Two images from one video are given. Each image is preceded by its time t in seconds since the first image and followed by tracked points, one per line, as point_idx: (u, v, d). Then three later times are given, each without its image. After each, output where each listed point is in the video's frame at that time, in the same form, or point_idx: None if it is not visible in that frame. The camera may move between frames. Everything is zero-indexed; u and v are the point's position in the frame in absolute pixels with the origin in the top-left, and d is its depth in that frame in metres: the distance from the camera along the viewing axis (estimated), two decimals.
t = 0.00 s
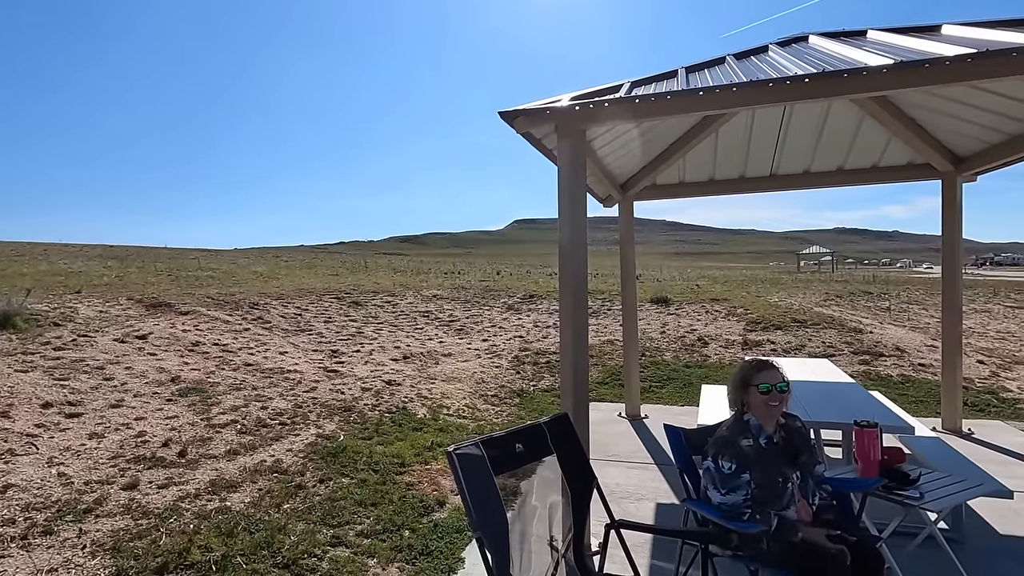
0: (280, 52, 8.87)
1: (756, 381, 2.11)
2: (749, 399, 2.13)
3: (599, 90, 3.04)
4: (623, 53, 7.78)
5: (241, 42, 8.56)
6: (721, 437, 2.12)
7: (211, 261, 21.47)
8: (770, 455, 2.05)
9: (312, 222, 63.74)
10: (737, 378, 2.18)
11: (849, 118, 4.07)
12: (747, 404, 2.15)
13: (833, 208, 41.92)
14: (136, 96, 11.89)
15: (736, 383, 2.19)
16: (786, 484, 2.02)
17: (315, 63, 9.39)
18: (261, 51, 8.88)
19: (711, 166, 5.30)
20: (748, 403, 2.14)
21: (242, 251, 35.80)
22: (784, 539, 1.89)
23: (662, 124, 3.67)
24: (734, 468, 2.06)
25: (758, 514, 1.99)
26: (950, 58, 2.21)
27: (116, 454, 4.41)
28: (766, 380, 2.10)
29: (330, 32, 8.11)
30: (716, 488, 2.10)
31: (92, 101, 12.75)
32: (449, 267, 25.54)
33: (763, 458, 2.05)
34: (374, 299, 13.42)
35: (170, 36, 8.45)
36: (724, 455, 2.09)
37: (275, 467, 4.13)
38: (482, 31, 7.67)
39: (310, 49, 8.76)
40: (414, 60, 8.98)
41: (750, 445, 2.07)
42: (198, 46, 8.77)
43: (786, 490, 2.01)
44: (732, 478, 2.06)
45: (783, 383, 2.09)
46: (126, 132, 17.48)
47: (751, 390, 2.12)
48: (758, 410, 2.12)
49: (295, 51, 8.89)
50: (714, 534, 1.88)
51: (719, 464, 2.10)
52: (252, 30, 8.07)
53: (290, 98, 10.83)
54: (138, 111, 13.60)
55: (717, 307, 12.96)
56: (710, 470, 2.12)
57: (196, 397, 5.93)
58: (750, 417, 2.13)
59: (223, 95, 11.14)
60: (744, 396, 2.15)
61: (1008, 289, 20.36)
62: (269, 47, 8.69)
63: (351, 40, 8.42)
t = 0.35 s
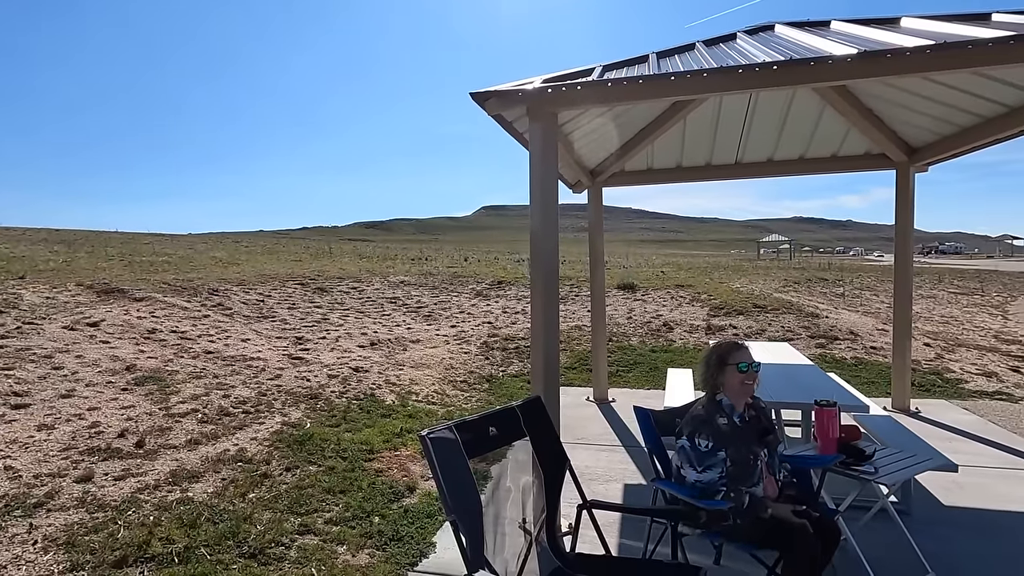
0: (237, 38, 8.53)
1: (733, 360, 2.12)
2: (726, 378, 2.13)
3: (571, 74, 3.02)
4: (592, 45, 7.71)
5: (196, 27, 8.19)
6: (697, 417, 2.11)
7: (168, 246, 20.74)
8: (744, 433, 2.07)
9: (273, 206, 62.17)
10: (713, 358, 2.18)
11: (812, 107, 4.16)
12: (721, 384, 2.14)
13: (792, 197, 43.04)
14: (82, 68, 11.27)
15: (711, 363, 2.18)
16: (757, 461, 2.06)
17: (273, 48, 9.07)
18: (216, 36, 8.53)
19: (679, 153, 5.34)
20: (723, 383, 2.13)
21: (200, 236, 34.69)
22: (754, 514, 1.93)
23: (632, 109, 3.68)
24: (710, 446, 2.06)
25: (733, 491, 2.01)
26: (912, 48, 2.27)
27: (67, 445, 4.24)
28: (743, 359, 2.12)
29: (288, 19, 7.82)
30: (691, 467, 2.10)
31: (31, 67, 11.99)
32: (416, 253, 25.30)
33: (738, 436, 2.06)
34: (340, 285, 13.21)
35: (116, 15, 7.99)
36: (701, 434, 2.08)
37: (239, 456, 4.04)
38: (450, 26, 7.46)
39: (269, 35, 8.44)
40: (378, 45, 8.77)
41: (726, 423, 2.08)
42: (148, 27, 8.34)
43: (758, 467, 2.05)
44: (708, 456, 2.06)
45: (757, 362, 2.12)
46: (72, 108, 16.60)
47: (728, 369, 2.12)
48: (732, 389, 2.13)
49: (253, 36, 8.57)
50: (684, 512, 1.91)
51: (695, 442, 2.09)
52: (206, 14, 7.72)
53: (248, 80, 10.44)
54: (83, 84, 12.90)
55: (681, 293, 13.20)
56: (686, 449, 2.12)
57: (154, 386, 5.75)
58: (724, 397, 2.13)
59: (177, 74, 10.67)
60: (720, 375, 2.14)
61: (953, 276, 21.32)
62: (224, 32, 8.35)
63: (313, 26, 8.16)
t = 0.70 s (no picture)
0: (195, 22, 8.16)
1: (701, 343, 2.15)
2: (692, 360, 2.16)
3: (540, 57, 3.00)
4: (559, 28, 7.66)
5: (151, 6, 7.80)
6: (663, 398, 2.12)
7: (125, 232, 20.03)
8: (706, 417, 2.11)
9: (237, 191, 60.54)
10: (681, 341, 2.21)
11: (776, 96, 4.22)
12: (688, 366, 2.17)
13: (757, 186, 43.85)
14: (26, 43, 10.68)
15: (679, 345, 2.21)
16: (717, 444, 2.11)
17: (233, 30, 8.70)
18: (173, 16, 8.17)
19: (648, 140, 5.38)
20: (690, 365, 2.16)
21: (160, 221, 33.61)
22: (713, 495, 1.95)
23: (599, 94, 3.67)
24: (674, 428, 2.08)
25: (693, 472, 2.05)
26: (870, 38, 2.32)
27: (18, 438, 4.08)
28: (711, 342, 2.16)
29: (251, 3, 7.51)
30: (654, 447, 2.12)
31: None
32: (385, 240, 24.96)
33: (700, 420, 2.10)
34: (307, 272, 12.97)
35: None
36: (666, 416, 2.10)
37: (201, 446, 3.96)
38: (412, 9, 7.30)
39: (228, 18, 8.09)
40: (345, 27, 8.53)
41: (690, 406, 2.10)
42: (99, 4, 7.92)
43: (716, 450, 2.11)
44: (671, 438, 2.08)
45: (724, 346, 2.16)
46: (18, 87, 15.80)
47: (697, 351, 2.15)
48: (698, 371, 2.15)
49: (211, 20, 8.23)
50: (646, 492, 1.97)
51: (660, 423, 2.11)
52: None
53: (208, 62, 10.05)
54: (29, 62, 12.24)
55: (650, 279, 13.35)
56: (650, 430, 2.13)
57: (111, 376, 5.57)
58: (690, 379, 2.15)
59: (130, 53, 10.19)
60: (688, 357, 2.17)
61: (908, 263, 22.10)
62: (180, 14, 7.99)
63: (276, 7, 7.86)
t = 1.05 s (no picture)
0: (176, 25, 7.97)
1: (673, 337, 2.19)
2: (667, 354, 2.19)
3: (519, 52, 3.01)
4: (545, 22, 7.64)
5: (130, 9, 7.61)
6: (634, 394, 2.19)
7: (106, 226, 19.74)
8: (679, 408, 2.16)
9: (221, 183, 59.82)
10: (654, 335, 2.25)
11: (756, 91, 4.27)
12: (662, 359, 2.21)
13: (743, 180, 44.16)
14: None
15: (653, 339, 2.25)
16: (691, 434, 2.16)
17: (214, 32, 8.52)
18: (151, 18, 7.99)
19: (631, 134, 5.40)
20: (664, 358, 2.20)
21: (142, 215, 33.12)
22: (684, 483, 2.03)
23: (582, 89, 3.68)
24: (646, 423, 2.17)
25: (666, 463, 2.11)
26: (841, 35, 2.36)
27: None
28: (683, 335, 2.20)
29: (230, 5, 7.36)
30: (627, 442, 2.21)
31: None
32: (372, 233, 24.84)
33: (673, 412, 2.15)
34: (292, 266, 12.88)
35: None
36: (637, 411, 2.18)
37: (183, 441, 3.94)
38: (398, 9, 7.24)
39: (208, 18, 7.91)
40: (328, 30, 8.39)
41: (661, 400, 2.17)
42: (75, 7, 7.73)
43: (690, 441, 2.15)
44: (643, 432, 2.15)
45: (695, 339, 2.20)
46: None
47: (669, 345, 2.19)
48: (671, 365, 2.20)
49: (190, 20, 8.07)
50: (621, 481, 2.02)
51: (632, 418, 2.19)
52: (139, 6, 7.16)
53: (188, 61, 9.86)
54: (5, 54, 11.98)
55: (636, 273, 13.42)
56: (623, 424, 2.22)
57: (91, 372, 5.52)
58: (663, 372, 2.21)
59: (107, 51, 9.95)
60: (662, 351, 2.20)
61: (889, 256, 22.42)
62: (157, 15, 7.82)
63: (257, 12, 7.70)
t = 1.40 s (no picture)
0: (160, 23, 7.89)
1: (660, 332, 2.19)
2: (652, 349, 2.20)
3: (503, 46, 3.00)
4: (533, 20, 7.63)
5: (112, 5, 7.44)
6: (620, 387, 2.18)
7: (90, 221, 19.50)
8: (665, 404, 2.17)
9: (209, 177, 59.27)
10: (640, 330, 2.24)
11: (742, 87, 4.28)
12: (647, 355, 2.22)
13: (732, 175, 44.35)
14: None
15: (639, 335, 2.25)
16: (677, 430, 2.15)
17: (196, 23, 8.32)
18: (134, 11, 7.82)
19: (619, 129, 5.41)
20: (649, 353, 2.21)
21: (129, 210, 32.74)
22: (668, 478, 2.03)
23: (568, 84, 3.67)
24: (632, 416, 2.14)
25: (650, 456, 2.11)
26: (822, 32, 2.37)
27: None
28: (668, 330, 2.21)
29: None
30: (614, 435, 2.18)
31: None
32: (362, 229, 24.74)
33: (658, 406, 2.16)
34: (280, 261, 12.80)
35: None
36: (624, 404, 2.15)
37: (166, 438, 3.91)
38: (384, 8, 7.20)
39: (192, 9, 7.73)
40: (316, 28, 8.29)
41: (648, 393, 2.14)
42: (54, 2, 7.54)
43: (676, 434, 2.14)
44: (629, 426, 2.14)
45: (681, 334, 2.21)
46: None
47: (655, 341, 2.19)
48: (657, 360, 2.20)
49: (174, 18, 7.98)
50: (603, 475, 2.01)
51: (618, 412, 2.16)
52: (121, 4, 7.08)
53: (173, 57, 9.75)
54: None
55: (625, 268, 13.46)
56: (609, 418, 2.18)
57: (73, 368, 5.46)
58: (649, 367, 2.21)
59: (88, 43, 9.75)
60: (648, 347, 2.21)
61: (876, 251, 22.62)
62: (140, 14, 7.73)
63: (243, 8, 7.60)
